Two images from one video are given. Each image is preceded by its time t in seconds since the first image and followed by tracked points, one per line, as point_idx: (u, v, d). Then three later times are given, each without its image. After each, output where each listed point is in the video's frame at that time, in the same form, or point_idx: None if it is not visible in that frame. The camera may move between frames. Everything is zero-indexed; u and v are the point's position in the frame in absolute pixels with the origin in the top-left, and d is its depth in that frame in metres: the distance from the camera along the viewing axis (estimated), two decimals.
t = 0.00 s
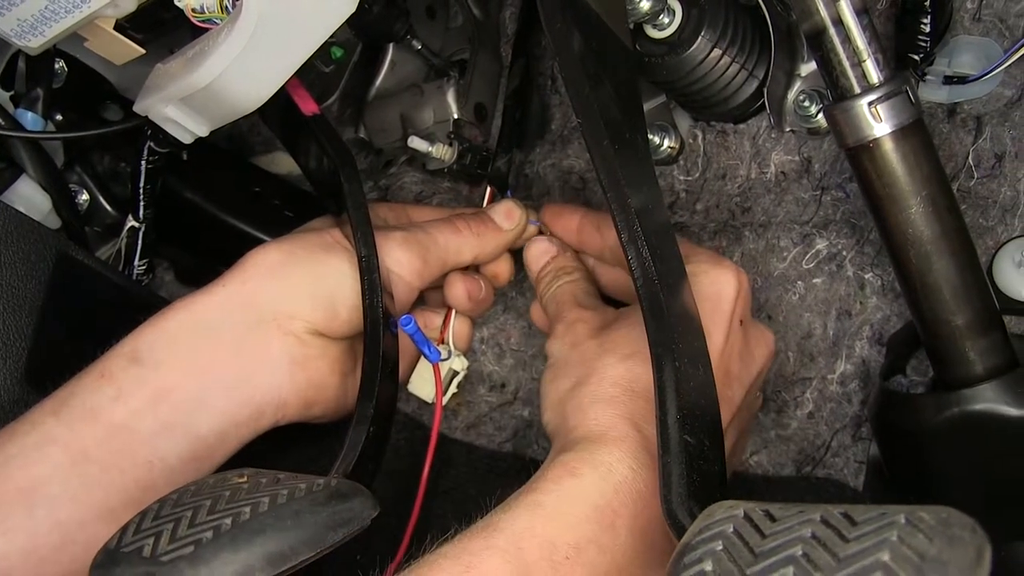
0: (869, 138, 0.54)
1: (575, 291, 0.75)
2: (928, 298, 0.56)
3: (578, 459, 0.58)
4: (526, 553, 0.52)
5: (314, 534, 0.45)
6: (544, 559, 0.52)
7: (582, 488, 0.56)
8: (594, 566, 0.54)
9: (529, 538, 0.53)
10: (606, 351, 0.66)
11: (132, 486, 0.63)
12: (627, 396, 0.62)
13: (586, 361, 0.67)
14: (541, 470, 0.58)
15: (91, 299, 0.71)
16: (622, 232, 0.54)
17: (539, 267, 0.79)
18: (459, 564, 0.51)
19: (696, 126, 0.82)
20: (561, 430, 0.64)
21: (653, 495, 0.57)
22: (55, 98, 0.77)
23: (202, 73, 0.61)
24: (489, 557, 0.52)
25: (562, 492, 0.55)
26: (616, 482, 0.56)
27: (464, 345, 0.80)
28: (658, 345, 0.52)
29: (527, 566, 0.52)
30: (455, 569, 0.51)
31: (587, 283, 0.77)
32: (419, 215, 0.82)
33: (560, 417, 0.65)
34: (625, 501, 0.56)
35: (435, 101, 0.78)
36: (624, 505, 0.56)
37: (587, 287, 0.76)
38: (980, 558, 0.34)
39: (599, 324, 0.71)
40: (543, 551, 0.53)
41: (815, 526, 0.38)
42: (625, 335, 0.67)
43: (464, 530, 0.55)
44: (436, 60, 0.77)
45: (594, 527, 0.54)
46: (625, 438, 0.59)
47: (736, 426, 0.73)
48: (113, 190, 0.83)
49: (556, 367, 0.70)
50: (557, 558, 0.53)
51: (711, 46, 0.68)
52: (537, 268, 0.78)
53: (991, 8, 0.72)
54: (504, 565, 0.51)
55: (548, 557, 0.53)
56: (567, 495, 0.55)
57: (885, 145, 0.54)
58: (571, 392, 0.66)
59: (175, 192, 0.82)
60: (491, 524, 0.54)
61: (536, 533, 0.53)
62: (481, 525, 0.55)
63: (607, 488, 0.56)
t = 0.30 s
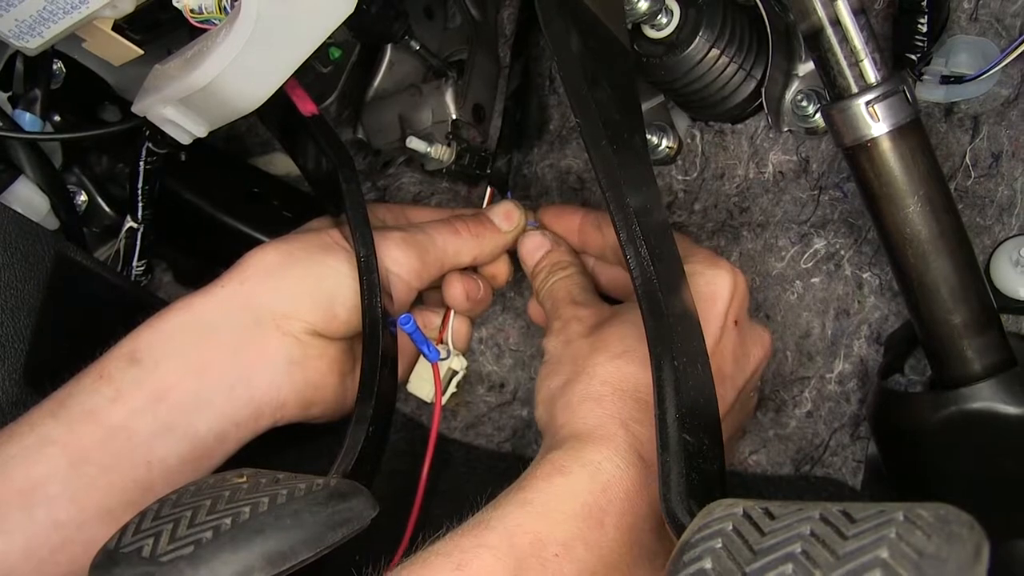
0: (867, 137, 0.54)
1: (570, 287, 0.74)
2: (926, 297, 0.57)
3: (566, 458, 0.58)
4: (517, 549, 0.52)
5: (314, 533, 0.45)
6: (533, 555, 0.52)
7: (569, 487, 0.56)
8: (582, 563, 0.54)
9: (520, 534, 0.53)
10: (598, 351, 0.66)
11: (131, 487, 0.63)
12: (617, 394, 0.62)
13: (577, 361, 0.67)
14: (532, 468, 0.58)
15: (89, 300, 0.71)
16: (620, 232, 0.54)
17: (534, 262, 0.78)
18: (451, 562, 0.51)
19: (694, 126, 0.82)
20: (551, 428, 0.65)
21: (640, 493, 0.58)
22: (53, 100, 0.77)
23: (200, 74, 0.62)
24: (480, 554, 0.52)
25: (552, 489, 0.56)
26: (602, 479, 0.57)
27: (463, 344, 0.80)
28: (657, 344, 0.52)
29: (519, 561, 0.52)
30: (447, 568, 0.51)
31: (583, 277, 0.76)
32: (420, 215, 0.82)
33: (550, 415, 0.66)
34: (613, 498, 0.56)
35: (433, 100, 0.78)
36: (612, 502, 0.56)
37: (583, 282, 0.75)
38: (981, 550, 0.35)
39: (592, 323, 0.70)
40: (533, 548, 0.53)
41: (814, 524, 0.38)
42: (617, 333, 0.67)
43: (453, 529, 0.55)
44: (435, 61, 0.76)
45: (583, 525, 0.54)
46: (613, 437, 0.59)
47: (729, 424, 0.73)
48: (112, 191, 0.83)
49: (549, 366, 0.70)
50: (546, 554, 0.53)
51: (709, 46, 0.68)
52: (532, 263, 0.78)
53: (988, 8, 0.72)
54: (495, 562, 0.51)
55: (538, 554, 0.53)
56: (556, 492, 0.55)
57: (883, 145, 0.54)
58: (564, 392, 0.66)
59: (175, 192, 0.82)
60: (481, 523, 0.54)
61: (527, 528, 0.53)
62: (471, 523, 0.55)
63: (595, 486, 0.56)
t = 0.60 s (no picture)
0: (864, 138, 0.54)
1: (567, 286, 0.74)
2: (923, 299, 0.57)
3: (552, 459, 0.58)
4: (505, 550, 0.52)
5: (312, 534, 0.45)
6: (520, 557, 0.53)
7: (554, 488, 0.56)
8: (568, 564, 0.55)
9: (507, 536, 0.53)
10: (588, 352, 0.66)
11: (129, 489, 0.63)
12: (605, 398, 0.62)
13: (568, 360, 0.67)
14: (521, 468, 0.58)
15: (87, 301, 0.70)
16: (618, 233, 0.54)
17: (534, 258, 0.78)
18: (440, 564, 0.51)
19: (692, 127, 0.82)
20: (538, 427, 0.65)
21: (622, 495, 0.58)
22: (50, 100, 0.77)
23: (198, 75, 0.62)
24: (468, 556, 0.52)
25: (538, 491, 0.55)
26: (586, 480, 0.57)
27: (462, 344, 0.80)
28: (654, 345, 0.52)
29: (508, 563, 0.52)
30: (436, 570, 0.51)
31: (581, 276, 0.76)
32: (420, 216, 0.82)
33: (538, 413, 0.66)
34: (597, 501, 0.57)
35: (431, 101, 0.78)
36: (597, 503, 0.57)
37: (581, 281, 0.75)
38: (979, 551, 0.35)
39: (585, 323, 0.70)
40: (521, 550, 0.53)
41: (812, 525, 0.38)
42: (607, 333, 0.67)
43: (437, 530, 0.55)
44: (433, 61, 0.77)
45: (570, 527, 0.55)
46: (598, 438, 0.59)
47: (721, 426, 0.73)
48: (109, 192, 0.83)
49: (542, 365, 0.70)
50: (533, 556, 0.53)
51: (707, 47, 0.68)
52: (532, 260, 0.78)
53: (985, 9, 0.73)
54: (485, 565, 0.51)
55: (525, 556, 0.53)
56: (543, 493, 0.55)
57: (881, 146, 0.54)
58: (554, 392, 0.65)
59: (172, 193, 0.82)
60: (468, 525, 0.54)
61: (515, 530, 0.53)
62: (458, 524, 0.54)
63: (582, 487, 0.56)
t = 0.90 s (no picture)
0: (863, 141, 0.54)
1: (569, 293, 0.75)
2: (921, 303, 0.57)
3: (564, 465, 0.58)
4: (515, 556, 0.52)
5: (308, 535, 0.45)
6: (532, 563, 0.53)
7: (567, 495, 0.56)
8: (579, 569, 0.54)
9: (518, 542, 0.53)
10: (597, 359, 0.66)
11: (126, 488, 0.63)
12: (615, 404, 0.63)
13: (577, 364, 0.68)
14: (532, 473, 0.58)
15: (84, 300, 0.70)
16: (616, 235, 0.54)
17: (535, 268, 0.78)
18: (449, 567, 0.51)
19: (691, 129, 0.82)
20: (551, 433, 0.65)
21: (636, 501, 0.58)
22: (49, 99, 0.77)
23: (197, 74, 0.62)
24: (478, 561, 0.52)
25: (549, 497, 0.55)
26: (598, 486, 0.57)
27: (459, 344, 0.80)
28: (652, 347, 0.52)
29: (518, 568, 0.52)
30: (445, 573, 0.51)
31: (582, 284, 0.76)
32: (419, 217, 0.82)
33: (549, 418, 0.66)
34: (611, 507, 0.56)
35: (430, 101, 0.78)
36: (610, 509, 0.56)
37: (581, 288, 0.75)
38: (974, 553, 0.35)
39: (590, 328, 0.70)
40: (533, 555, 0.53)
41: (808, 528, 0.38)
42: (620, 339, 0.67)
43: (449, 534, 0.55)
44: (432, 61, 0.76)
45: (582, 533, 0.55)
46: (611, 445, 0.59)
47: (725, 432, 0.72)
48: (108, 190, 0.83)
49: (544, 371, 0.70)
50: (546, 563, 0.53)
51: (706, 49, 0.68)
52: (532, 270, 0.78)
53: (984, 13, 0.73)
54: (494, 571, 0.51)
55: (537, 561, 0.53)
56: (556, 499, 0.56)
57: (879, 149, 0.54)
58: (565, 397, 0.66)
59: (170, 192, 0.82)
60: (481, 529, 0.54)
61: (528, 534, 0.53)
62: (467, 529, 0.54)
63: (594, 493, 0.56)
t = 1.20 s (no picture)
0: (860, 140, 0.54)
1: (561, 279, 0.75)
2: (918, 302, 0.57)
3: (541, 453, 0.59)
4: (493, 540, 0.53)
5: (307, 534, 0.45)
6: (511, 546, 0.54)
7: (544, 482, 0.57)
8: (562, 551, 0.55)
9: (496, 526, 0.54)
10: (588, 354, 0.66)
11: (124, 488, 0.62)
12: (593, 390, 0.64)
13: (557, 356, 0.68)
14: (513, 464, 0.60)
15: (83, 300, 0.70)
16: (614, 234, 0.54)
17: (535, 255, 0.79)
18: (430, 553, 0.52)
19: (689, 128, 0.82)
20: (535, 431, 0.66)
21: (616, 482, 0.59)
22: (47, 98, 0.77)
23: (195, 74, 0.61)
24: (457, 546, 0.52)
25: (527, 483, 0.56)
26: (574, 472, 0.58)
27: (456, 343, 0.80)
28: (649, 346, 0.52)
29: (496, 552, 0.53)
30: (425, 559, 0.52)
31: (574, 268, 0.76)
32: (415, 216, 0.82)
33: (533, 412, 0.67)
34: (589, 490, 0.58)
35: (428, 101, 0.78)
36: (589, 492, 0.57)
37: (573, 275, 0.75)
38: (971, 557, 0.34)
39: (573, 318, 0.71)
40: (511, 540, 0.54)
41: (806, 528, 0.38)
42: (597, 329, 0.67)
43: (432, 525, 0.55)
44: (430, 61, 0.77)
45: (558, 514, 0.56)
46: (589, 431, 0.61)
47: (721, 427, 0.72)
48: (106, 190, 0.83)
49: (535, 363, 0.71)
50: (524, 545, 0.54)
51: (704, 48, 0.68)
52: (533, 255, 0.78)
53: (982, 12, 0.73)
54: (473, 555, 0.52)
55: (515, 543, 0.54)
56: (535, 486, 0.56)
57: (876, 148, 0.54)
58: (541, 394, 0.67)
59: (167, 190, 0.81)
60: (461, 516, 0.55)
61: (503, 518, 0.55)
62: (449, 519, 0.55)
63: (571, 477, 0.57)
